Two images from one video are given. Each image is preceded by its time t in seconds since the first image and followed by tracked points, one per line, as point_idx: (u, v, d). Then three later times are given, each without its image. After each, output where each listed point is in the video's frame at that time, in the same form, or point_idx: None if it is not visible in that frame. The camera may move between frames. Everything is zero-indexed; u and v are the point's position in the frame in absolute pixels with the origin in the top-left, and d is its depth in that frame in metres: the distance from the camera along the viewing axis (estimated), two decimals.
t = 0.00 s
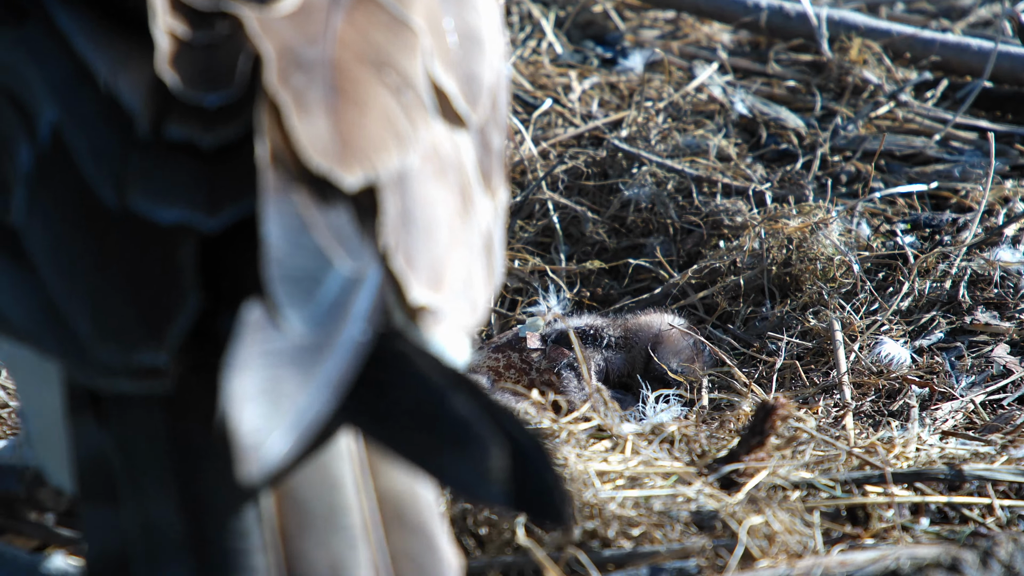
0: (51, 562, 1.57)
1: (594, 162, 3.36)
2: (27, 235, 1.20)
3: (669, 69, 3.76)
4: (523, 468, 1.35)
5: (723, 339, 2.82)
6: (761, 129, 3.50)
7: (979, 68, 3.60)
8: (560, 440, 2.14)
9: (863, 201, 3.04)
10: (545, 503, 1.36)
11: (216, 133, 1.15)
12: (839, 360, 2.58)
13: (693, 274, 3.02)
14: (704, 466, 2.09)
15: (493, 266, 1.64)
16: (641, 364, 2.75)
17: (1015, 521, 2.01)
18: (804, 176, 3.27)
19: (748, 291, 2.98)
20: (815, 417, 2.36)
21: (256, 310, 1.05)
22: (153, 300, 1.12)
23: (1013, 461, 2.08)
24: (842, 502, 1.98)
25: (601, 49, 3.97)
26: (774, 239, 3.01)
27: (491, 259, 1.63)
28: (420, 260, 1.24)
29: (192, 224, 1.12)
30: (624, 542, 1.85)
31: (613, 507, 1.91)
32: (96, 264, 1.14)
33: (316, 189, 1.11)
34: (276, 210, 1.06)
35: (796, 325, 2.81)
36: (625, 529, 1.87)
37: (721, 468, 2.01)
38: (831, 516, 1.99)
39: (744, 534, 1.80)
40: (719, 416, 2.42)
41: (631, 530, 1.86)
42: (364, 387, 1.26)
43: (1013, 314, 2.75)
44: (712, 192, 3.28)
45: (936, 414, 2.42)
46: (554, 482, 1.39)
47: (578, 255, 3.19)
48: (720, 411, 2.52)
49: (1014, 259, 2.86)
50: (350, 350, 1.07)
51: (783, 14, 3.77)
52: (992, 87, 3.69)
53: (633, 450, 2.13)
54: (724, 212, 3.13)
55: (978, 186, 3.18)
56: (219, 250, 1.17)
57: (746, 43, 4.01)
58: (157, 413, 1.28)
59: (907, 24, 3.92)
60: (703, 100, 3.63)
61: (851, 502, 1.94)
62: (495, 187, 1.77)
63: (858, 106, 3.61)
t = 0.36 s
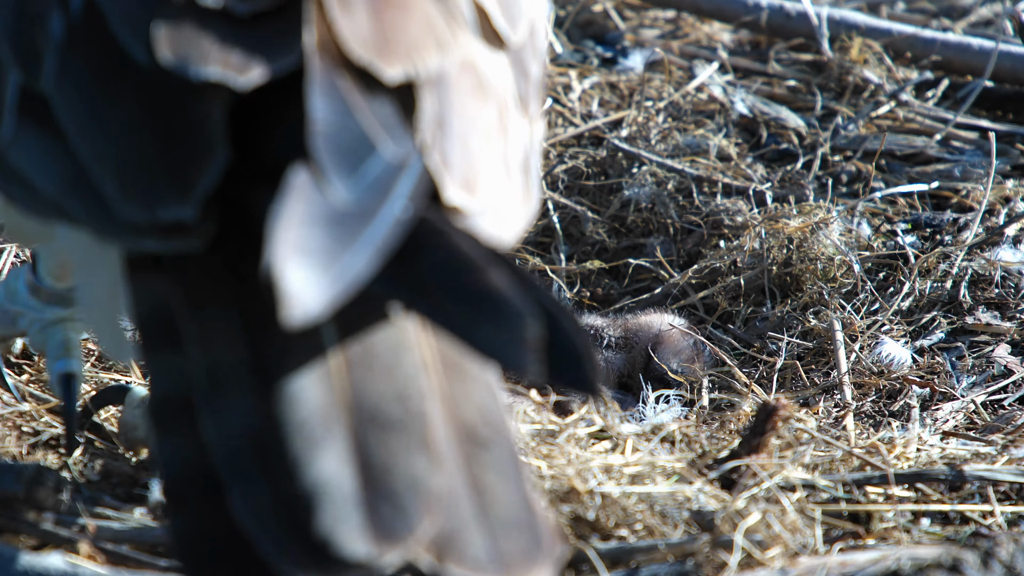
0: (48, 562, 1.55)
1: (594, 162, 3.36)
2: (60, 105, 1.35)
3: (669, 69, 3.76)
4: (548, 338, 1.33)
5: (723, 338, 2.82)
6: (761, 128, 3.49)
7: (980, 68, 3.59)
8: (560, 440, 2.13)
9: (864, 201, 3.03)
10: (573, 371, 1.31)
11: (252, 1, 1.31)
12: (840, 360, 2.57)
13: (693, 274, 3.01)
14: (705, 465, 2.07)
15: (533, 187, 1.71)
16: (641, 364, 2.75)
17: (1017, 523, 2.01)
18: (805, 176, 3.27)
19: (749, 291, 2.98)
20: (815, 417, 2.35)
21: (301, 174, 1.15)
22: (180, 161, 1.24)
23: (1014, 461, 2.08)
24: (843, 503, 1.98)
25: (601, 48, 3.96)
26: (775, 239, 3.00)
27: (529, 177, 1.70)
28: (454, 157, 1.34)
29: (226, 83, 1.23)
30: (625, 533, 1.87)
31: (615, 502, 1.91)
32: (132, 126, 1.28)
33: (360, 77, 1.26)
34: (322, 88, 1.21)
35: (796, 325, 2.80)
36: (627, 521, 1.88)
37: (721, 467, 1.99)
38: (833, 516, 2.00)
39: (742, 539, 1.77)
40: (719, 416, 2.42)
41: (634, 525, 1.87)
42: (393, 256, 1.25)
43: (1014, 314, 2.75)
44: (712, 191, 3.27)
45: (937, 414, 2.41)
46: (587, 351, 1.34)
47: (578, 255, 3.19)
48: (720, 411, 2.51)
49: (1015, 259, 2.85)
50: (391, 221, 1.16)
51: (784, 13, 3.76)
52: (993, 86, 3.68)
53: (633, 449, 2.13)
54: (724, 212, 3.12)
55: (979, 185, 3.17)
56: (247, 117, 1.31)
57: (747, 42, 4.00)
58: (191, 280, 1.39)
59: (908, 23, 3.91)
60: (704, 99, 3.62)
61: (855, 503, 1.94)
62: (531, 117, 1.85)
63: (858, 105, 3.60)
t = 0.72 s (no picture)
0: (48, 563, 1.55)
1: (594, 162, 3.35)
2: (14, 148, 1.42)
3: (669, 68, 3.75)
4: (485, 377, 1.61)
5: (724, 338, 2.81)
6: (762, 128, 3.48)
7: (981, 67, 3.59)
8: (560, 440, 2.10)
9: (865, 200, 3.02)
10: (505, 409, 1.61)
11: (205, 57, 1.42)
12: (841, 360, 2.56)
13: (694, 274, 3.00)
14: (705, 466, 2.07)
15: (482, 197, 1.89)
16: (641, 365, 2.74)
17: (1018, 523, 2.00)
18: (805, 176, 3.26)
19: (749, 291, 2.97)
20: (816, 418, 2.34)
21: (237, 223, 1.31)
22: (134, 214, 1.33)
23: (1015, 462, 2.07)
24: (844, 504, 1.98)
25: (601, 48, 3.96)
26: (775, 239, 2.99)
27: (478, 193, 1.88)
28: (400, 191, 1.51)
29: (180, 139, 1.35)
30: (625, 533, 1.87)
31: (615, 502, 1.90)
32: (78, 169, 1.38)
33: (302, 115, 1.41)
34: (265, 134, 1.36)
35: (797, 325, 2.79)
36: (627, 522, 1.88)
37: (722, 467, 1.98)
38: (833, 517, 2.00)
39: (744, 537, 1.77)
40: (720, 416, 2.41)
41: (634, 525, 1.87)
42: (342, 290, 1.48)
43: (1015, 314, 2.74)
44: (713, 191, 3.26)
45: (938, 414, 2.41)
46: (523, 391, 1.64)
47: (578, 255, 3.18)
48: (720, 412, 2.50)
49: (1016, 259, 2.84)
50: (326, 263, 1.35)
51: (785, 12, 3.76)
52: (995, 86, 3.67)
53: (633, 450, 2.12)
54: (724, 212, 3.12)
55: (981, 185, 3.16)
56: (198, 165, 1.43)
57: (748, 42, 4.00)
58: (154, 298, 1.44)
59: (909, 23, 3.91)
60: (704, 99, 3.62)
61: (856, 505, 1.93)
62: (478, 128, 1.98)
63: (860, 104, 3.59)
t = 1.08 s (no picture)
0: (47, 565, 1.56)
1: (595, 161, 3.35)
2: None
3: (671, 67, 3.75)
4: (312, 222, 1.40)
5: (726, 339, 2.81)
6: (764, 127, 3.48)
7: (983, 66, 3.59)
8: (561, 440, 2.07)
9: (867, 199, 3.02)
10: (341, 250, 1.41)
11: None
12: (843, 360, 2.55)
13: (695, 274, 2.99)
14: (707, 467, 2.06)
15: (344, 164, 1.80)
16: (642, 365, 2.73)
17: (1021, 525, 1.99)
18: (807, 176, 3.25)
19: (751, 291, 2.96)
20: (818, 417, 2.32)
21: (66, 97, 1.22)
22: None
23: (1018, 462, 2.07)
24: (845, 505, 1.97)
25: (602, 47, 3.97)
26: (777, 239, 2.99)
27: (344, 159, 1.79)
28: (256, 84, 1.41)
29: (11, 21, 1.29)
30: (626, 534, 1.86)
31: (616, 503, 1.89)
32: None
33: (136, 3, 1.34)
34: (102, 22, 1.28)
35: (798, 325, 2.78)
36: (628, 522, 1.87)
37: (725, 468, 1.97)
38: (836, 518, 1.99)
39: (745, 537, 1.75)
40: (721, 417, 2.40)
41: (635, 525, 1.86)
42: (176, 160, 1.27)
43: (1017, 314, 2.72)
44: (714, 190, 3.24)
45: (940, 414, 2.39)
46: (355, 236, 1.44)
47: (578, 255, 3.18)
48: (721, 412, 2.49)
49: (1019, 259, 2.83)
50: (169, 130, 1.21)
51: (786, 12, 3.77)
52: (997, 85, 3.67)
53: (634, 450, 2.11)
54: (726, 211, 3.11)
55: (983, 185, 3.15)
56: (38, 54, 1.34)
57: (749, 41, 4.00)
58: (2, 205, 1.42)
59: (911, 22, 3.90)
60: (705, 98, 3.61)
61: (857, 505, 1.92)
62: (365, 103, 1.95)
63: (861, 104, 3.59)
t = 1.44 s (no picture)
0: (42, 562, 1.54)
1: (595, 160, 3.34)
2: None
3: (671, 67, 3.74)
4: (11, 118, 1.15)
5: (726, 339, 2.80)
6: (764, 126, 3.47)
7: (984, 65, 3.58)
8: (561, 441, 2.06)
9: (867, 199, 3.02)
10: (44, 134, 1.16)
11: None
12: (844, 360, 2.54)
13: (696, 274, 2.98)
14: (707, 468, 2.05)
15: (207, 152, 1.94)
16: (642, 365, 2.72)
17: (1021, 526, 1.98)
18: (807, 175, 3.24)
19: (751, 291, 2.95)
20: (818, 418, 2.30)
21: None
22: None
23: (1018, 463, 2.06)
24: (846, 505, 1.96)
25: (602, 46, 3.97)
26: (777, 239, 2.98)
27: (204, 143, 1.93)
28: None
29: None
30: (625, 533, 1.84)
31: (616, 502, 1.88)
32: None
33: None
34: None
35: (799, 325, 2.77)
36: (629, 521, 1.86)
37: (726, 467, 1.96)
38: (836, 518, 1.97)
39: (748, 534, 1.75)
40: (722, 418, 2.38)
41: (635, 524, 1.85)
42: None
43: (1019, 314, 2.71)
44: (714, 190, 3.23)
45: (941, 415, 2.37)
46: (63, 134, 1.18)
47: (578, 255, 3.17)
48: (721, 413, 2.48)
49: (1020, 259, 2.82)
50: None
51: (787, 10, 3.80)
52: (998, 83, 3.65)
53: (633, 451, 2.10)
54: (726, 211, 3.10)
55: (984, 184, 3.13)
56: None
57: (749, 40, 4.00)
58: None
59: (911, 21, 3.90)
60: (705, 97, 3.60)
61: (858, 506, 1.91)
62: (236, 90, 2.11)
63: (862, 103, 3.58)
